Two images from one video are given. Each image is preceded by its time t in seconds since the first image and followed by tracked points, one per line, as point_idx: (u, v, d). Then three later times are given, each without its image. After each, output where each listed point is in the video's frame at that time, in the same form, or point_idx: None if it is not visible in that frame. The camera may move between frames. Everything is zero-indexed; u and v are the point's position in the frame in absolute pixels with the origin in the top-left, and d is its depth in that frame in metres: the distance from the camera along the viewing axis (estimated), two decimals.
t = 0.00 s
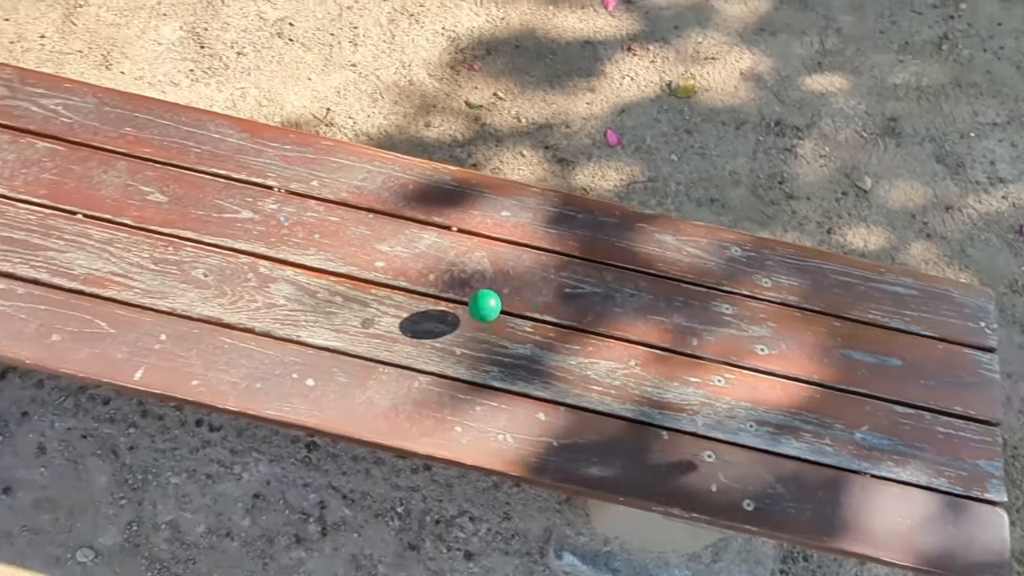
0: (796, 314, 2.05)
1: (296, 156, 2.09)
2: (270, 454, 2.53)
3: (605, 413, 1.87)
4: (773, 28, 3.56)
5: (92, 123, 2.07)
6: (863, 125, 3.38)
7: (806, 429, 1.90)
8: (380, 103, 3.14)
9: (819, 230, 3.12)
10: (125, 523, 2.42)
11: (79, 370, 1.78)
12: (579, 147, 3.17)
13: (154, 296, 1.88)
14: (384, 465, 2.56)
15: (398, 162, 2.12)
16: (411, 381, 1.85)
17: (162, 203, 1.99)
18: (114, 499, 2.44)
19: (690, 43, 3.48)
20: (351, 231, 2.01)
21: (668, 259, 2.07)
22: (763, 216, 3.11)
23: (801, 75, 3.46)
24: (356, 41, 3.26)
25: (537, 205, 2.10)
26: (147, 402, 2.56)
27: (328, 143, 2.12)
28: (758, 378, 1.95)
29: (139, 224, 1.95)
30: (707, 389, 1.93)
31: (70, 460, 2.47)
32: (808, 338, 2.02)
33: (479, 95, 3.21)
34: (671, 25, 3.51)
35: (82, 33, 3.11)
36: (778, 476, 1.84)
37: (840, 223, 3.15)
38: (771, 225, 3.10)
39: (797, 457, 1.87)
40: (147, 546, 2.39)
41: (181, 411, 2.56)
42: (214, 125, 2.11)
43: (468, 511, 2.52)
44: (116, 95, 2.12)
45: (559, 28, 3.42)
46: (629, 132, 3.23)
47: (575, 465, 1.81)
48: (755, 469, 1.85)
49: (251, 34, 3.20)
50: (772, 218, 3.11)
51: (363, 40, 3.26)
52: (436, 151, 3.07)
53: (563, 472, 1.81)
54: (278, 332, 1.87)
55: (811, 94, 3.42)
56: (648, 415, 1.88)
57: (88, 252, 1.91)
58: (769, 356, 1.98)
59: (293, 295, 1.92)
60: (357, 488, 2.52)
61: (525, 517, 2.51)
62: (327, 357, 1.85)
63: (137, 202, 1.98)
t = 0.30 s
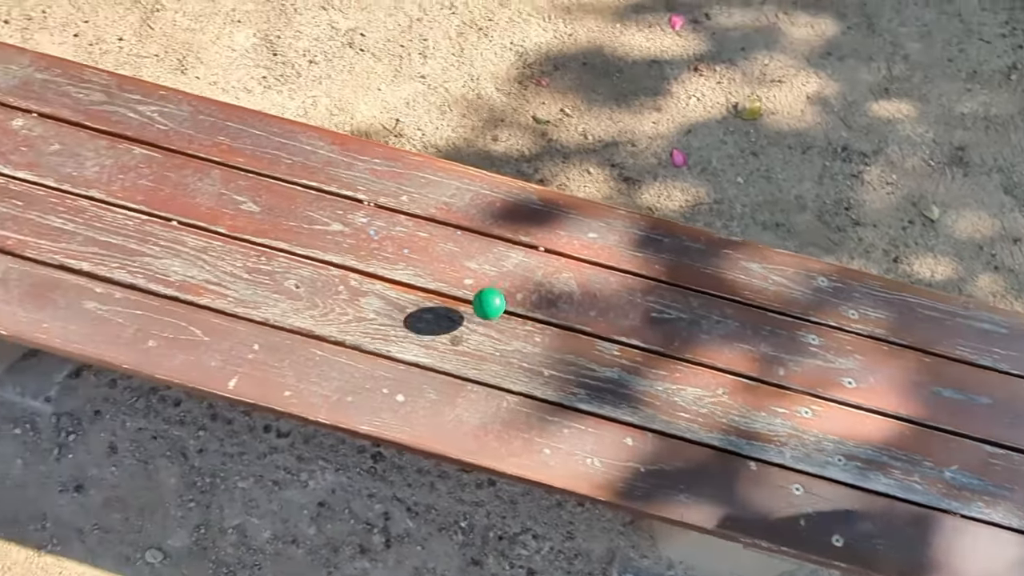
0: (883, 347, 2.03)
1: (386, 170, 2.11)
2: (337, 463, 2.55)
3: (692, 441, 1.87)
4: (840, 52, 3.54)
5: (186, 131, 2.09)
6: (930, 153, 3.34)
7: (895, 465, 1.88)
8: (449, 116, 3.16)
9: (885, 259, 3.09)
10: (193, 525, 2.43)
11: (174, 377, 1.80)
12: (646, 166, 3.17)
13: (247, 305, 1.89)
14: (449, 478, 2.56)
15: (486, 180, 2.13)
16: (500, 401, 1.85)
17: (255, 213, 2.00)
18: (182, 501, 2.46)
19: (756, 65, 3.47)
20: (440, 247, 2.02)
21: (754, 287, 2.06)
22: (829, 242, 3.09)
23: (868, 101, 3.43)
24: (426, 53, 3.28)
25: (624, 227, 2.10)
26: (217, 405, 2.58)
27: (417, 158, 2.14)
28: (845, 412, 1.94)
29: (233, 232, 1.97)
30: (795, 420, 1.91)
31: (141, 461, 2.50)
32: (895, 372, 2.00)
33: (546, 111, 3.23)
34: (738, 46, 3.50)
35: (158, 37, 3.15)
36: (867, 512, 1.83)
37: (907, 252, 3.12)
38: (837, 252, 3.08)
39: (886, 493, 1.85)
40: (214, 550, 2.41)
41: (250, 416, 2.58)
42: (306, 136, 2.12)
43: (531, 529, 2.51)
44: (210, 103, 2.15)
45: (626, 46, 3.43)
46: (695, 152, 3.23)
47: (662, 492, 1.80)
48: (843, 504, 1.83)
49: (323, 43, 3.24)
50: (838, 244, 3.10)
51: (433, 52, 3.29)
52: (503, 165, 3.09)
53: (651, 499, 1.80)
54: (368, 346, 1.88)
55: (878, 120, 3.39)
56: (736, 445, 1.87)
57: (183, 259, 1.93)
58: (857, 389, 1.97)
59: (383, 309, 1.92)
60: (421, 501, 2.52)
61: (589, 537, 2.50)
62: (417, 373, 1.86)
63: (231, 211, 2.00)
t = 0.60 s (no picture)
0: (1001, 399, 1.98)
1: (499, 194, 2.09)
2: (420, 480, 2.54)
3: (807, 486, 1.83)
4: (929, 87, 3.48)
5: (304, 146, 2.11)
6: (1020, 194, 3.28)
7: (1014, 522, 1.84)
8: (536, 135, 3.16)
9: (974, 300, 3.04)
10: (278, 535, 2.44)
11: (292, 393, 1.81)
12: (731, 195, 3.15)
13: (363, 324, 1.89)
14: (531, 502, 2.54)
15: (599, 209, 2.11)
16: (613, 434, 1.83)
17: (371, 231, 2.01)
18: (267, 510, 2.47)
19: (843, 97, 3.44)
20: (552, 274, 2.01)
21: (868, 330, 2.02)
22: (917, 281, 3.05)
23: (957, 138, 3.37)
24: (514, 72, 3.29)
25: (736, 263, 2.08)
26: (304, 415, 2.59)
27: (530, 183, 2.12)
28: (962, 464, 1.90)
29: (349, 250, 1.98)
30: (911, 470, 1.88)
31: (228, 467, 2.51)
32: (1012, 426, 1.95)
33: (632, 134, 3.22)
34: (825, 77, 3.47)
35: (253, 44, 3.19)
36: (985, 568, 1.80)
37: (996, 294, 3.07)
38: (925, 291, 3.04)
39: (1004, 551, 1.82)
40: (298, 560, 2.42)
41: (336, 428, 2.58)
42: (420, 157, 2.13)
43: (613, 558, 2.49)
44: (327, 119, 2.16)
45: (713, 72, 3.41)
46: (781, 183, 3.20)
47: (777, 537, 1.78)
48: (961, 559, 1.80)
49: (413, 57, 3.27)
50: (926, 283, 3.06)
51: (521, 70, 3.30)
52: (589, 187, 3.09)
53: (765, 543, 1.77)
54: (482, 372, 1.87)
55: (968, 158, 3.33)
56: (851, 492, 1.84)
57: (301, 275, 1.93)
58: (974, 442, 1.92)
59: (497, 335, 1.92)
60: (502, 523, 2.51)
61: (671, 570, 2.48)
62: (531, 401, 1.85)
63: (347, 228, 2.01)
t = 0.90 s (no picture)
0: None
1: (593, 222, 2.07)
2: (487, 501, 2.52)
3: (904, 537, 1.80)
4: (1007, 123, 3.39)
5: (399, 165, 2.10)
6: None
7: None
8: (609, 156, 3.15)
9: None
10: (345, 549, 2.44)
11: (388, 416, 1.80)
12: (804, 225, 3.12)
13: (457, 349, 1.88)
14: (599, 529, 2.51)
15: (693, 241, 2.08)
16: (708, 474, 1.81)
17: (465, 255, 2.00)
18: (335, 523, 2.46)
19: (919, 129, 3.37)
20: (646, 306, 1.99)
21: (966, 379, 1.98)
22: (993, 322, 3.00)
23: None
24: (588, 91, 3.28)
25: (832, 303, 2.04)
26: (373, 430, 2.58)
27: (623, 212, 2.10)
28: None
29: (444, 273, 1.97)
30: (1010, 526, 1.84)
31: (297, 478, 2.51)
32: None
33: (705, 159, 3.20)
34: (901, 108, 3.41)
35: (330, 55, 3.22)
36: None
37: None
38: (1001, 332, 2.99)
39: None
40: None
41: (404, 444, 2.57)
42: (514, 181, 2.11)
43: None
44: (421, 138, 2.15)
45: (788, 99, 3.38)
46: (855, 215, 3.16)
47: None
48: None
49: (488, 72, 3.27)
50: (1001, 324, 3.00)
51: (595, 90, 3.29)
52: (661, 212, 3.07)
53: None
54: (576, 403, 1.85)
55: None
56: (950, 546, 1.80)
57: (396, 296, 1.93)
58: None
59: (591, 366, 1.90)
60: (569, 549, 2.49)
61: None
62: (624, 436, 1.83)
63: (442, 250, 2.00)
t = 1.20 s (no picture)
0: None
1: (705, 265, 2.03)
2: (565, 535, 2.47)
3: None
4: None
5: (511, 195, 2.07)
6: None
7: None
8: (697, 188, 3.10)
9: None
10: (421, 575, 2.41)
11: (497, 454, 1.77)
12: (894, 270, 3.04)
13: (567, 389, 1.84)
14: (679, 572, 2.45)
15: (808, 290, 2.02)
16: (822, 537, 1.75)
17: (576, 291, 1.96)
18: (412, 547, 2.43)
19: (1017, 177, 3.24)
20: (758, 355, 1.93)
21: None
22: None
23: None
24: (677, 120, 3.24)
25: (953, 364, 1.95)
26: (453, 454, 2.54)
27: (736, 256, 2.04)
28: None
29: (554, 308, 1.93)
30: None
31: (375, 498, 2.48)
32: None
33: (795, 196, 3.13)
34: (997, 155, 3.28)
35: (421, 70, 3.21)
36: None
37: None
38: None
39: None
40: None
41: (484, 471, 2.53)
42: (625, 218, 2.08)
43: None
44: (533, 169, 2.13)
45: (880, 138, 3.30)
46: (947, 262, 3.06)
47: None
48: None
49: (578, 95, 3.24)
50: None
51: (684, 119, 3.24)
52: (748, 247, 3.02)
53: None
54: (688, 453, 1.80)
55: None
56: None
57: (507, 330, 1.89)
58: None
59: (703, 415, 1.85)
60: None
61: None
62: (737, 491, 1.78)
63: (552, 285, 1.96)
